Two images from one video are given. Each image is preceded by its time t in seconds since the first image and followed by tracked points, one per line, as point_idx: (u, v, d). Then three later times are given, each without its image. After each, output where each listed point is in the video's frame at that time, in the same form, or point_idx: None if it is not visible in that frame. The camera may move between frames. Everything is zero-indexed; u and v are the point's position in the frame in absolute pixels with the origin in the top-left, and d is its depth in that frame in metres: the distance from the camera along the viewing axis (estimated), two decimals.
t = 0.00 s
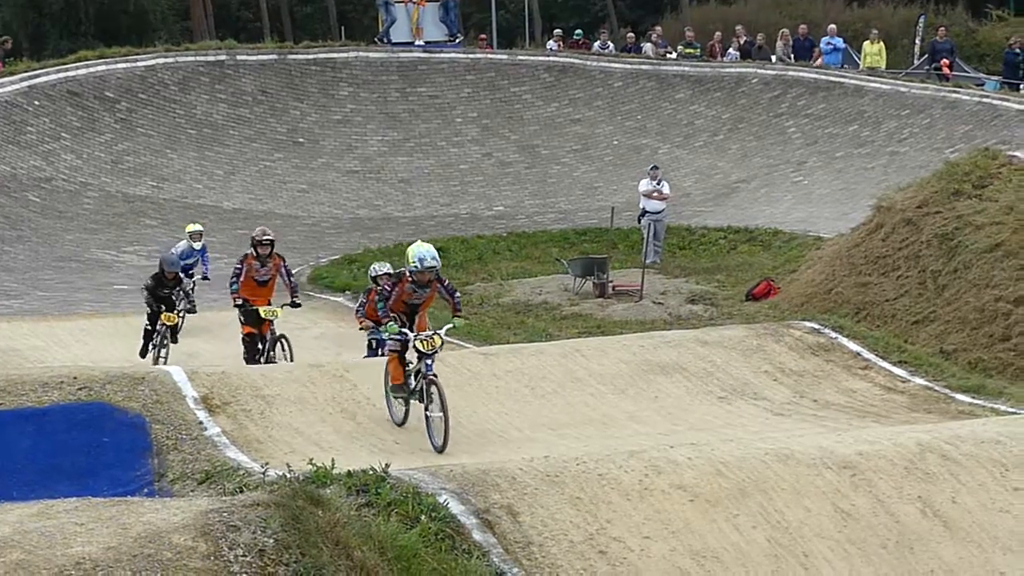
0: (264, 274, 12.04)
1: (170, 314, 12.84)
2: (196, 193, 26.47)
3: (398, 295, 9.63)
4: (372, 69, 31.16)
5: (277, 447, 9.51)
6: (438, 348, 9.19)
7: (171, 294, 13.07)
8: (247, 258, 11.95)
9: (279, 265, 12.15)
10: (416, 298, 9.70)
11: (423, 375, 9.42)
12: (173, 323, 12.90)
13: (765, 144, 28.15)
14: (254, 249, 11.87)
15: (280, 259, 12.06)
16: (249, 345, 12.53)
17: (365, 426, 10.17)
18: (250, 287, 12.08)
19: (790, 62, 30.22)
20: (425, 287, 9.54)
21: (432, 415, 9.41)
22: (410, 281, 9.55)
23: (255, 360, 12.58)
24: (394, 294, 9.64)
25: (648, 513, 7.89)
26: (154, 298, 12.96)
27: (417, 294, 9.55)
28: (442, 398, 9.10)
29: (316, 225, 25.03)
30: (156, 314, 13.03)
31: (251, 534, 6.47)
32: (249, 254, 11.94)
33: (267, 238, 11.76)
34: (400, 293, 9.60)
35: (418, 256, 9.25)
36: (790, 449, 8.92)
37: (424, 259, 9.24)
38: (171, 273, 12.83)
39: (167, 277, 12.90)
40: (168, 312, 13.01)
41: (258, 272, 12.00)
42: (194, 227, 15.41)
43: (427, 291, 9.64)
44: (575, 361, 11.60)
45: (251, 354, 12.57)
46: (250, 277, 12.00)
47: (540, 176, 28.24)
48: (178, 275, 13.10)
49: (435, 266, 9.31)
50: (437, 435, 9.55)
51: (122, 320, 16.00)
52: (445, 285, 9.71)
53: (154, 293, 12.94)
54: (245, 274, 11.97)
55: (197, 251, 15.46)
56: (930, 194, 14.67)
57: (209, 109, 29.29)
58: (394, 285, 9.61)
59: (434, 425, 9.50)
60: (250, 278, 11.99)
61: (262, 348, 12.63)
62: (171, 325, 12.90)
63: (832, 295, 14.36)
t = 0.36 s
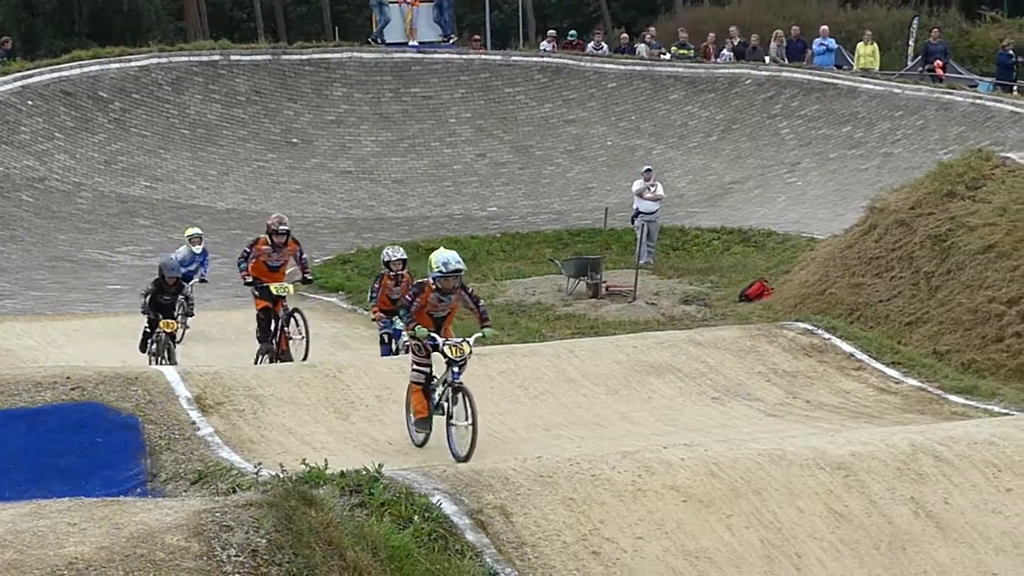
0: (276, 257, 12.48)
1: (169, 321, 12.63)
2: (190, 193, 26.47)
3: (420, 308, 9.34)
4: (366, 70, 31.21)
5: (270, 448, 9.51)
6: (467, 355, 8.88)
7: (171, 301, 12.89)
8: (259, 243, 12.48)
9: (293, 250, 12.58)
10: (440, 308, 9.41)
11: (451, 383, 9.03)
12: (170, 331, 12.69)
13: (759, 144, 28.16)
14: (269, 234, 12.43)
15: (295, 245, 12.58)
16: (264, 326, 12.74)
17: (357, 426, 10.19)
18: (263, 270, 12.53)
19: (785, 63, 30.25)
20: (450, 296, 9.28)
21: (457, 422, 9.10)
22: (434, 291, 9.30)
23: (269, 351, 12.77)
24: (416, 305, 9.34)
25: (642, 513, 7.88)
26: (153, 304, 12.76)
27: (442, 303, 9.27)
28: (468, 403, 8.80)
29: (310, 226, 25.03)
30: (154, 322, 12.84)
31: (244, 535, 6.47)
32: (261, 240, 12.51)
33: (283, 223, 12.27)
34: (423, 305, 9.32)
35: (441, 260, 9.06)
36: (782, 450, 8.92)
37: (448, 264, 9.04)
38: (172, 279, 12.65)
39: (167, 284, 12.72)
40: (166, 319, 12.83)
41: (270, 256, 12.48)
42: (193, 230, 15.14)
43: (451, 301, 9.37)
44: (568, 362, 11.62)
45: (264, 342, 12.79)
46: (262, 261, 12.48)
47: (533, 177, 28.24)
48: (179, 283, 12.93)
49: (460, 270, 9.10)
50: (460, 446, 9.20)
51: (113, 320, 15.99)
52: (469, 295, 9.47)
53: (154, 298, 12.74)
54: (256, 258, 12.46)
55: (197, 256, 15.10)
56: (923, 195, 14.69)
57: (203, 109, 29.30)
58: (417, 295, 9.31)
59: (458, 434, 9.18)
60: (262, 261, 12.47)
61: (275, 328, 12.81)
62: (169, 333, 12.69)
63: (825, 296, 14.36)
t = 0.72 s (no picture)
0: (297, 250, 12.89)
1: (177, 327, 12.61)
2: (189, 192, 26.46)
3: (454, 307, 9.11)
4: (365, 69, 31.22)
5: (270, 447, 9.51)
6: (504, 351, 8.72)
7: (180, 307, 12.88)
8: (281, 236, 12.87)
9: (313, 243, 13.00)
10: (473, 306, 9.20)
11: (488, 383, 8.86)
12: (176, 340, 12.72)
13: (758, 143, 28.16)
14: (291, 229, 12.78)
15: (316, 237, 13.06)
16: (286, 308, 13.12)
17: (357, 425, 10.20)
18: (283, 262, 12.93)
19: (783, 61, 30.26)
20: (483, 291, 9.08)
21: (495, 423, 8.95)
22: (466, 288, 9.09)
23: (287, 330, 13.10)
24: (449, 303, 9.10)
25: (641, 512, 7.87)
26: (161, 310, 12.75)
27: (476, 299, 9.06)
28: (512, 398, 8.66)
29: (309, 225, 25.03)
30: (161, 327, 12.90)
31: (244, 534, 6.46)
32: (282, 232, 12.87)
33: (307, 219, 12.64)
34: (455, 304, 9.10)
35: (472, 254, 8.87)
36: (782, 447, 8.92)
37: (479, 256, 8.85)
38: (179, 285, 12.66)
39: (175, 289, 12.73)
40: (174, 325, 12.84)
41: (290, 249, 12.89)
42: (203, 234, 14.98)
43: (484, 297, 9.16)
44: (568, 361, 11.62)
45: (282, 323, 13.16)
46: (283, 253, 12.92)
47: (533, 175, 28.22)
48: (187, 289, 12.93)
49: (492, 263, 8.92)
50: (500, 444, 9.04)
51: (113, 319, 16.00)
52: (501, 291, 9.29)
53: (163, 304, 12.75)
54: (277, 252, 12.88)
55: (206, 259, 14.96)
56: (922, 193, 14.69)
57: (202, 109, 29.30)
58: (450, 292, 9.08)
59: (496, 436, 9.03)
60: (282, 253, 12.90)
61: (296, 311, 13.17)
62: (175, 341, 12.72)
63: (825, 294, 14.36)
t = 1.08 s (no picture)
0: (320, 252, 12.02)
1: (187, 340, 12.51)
2: (187, 193, 26.45)
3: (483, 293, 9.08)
4: (362, 69, 31.22)
5: (268, 448, 9.52)
6: (537, 342, 8.72)
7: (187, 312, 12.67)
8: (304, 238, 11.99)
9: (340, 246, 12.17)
10: (502, 293, 9.14)
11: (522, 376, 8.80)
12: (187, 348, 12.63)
13: (756, 143, 28.16)
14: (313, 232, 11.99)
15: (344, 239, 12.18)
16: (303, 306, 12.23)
17: (355, 426, 10.20)
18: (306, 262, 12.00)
19: (781, 62, 30.28)
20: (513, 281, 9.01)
21: (536, 414, 8.76)
22: (496, 276, 9.03)
23: (309, 326, 12.18)
24: (478, 289, 9.07)
25: (638, 513, 7.87)
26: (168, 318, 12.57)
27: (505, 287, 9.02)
28: (551, 385, 8.42)
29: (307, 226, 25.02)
30: (169, 336, 12.67)
31: (241, 536, 6.45)
32: (304, 234, 12.01)
33: (330, 226, 11.90)
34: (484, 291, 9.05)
35: (507, 248, 8.73)
36: (780, 449, 8.92)
37: (517, 251, 8.71)
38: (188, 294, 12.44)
39: (184, 297, 12.49)
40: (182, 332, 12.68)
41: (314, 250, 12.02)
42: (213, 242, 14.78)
43: (514, 286, 9.12)
44: (565, 362, 11.62)
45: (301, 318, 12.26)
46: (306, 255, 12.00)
47: (530, 176, 28.22)
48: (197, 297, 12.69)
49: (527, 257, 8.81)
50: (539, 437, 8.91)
51: (110, 321, 15.99)
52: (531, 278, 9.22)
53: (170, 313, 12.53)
54: (298, 253, 11.98)
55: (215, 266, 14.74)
56: (920, 194, 14.70)
57: (199, 109, 29.30)
58: (479, 278, 9.03)
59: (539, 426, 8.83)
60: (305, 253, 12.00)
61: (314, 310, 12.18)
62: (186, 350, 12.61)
63: (823, 295, 14.36)
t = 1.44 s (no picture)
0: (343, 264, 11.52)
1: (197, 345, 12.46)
2: (184, 193, 26.46)
3: (514, 288, 9.09)
4: (360, 69, 31.23)
5: (265, 448, 9.53)
6: (563, 330, 8.60)
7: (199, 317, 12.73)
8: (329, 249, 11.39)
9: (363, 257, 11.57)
10: (534, 289, 9.12)
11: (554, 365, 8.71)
12: (199, 355, 12.49)
13: (753, 143, 28.17)
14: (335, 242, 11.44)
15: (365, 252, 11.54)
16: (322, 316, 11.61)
17: (352, 426, 10.22)
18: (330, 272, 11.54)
19: (779, 62, 30.29)
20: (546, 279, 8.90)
21: (571, 402, 8.67)
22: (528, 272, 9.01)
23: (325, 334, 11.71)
24: (507, 285, 9.09)
25: (636, 513, 7.87)
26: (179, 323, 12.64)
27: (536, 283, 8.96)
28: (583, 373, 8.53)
29: (304, 226, 25.02)
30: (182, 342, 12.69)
31: (239, 535, 6.44)
32: (329, 246, 11.42)
33: (354, 238, 11.31)
34: (515, 286, 9.06)
35: (545, 251, 8.45)
36: (777, 448, 8.91)
37: (555, 256, 8.44)
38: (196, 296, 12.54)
39: (192, 301, 12.61)
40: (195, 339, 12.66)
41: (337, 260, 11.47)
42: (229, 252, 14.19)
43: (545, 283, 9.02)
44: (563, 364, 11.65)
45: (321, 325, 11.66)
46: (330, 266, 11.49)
47: (528, 176, 28.22)
48: (207, 303, 12.83)
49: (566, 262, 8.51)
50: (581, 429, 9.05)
51: (106, 320, 15.98)
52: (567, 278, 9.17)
53: (180, 317, 12.63)
54: (324, 264, 11.45)
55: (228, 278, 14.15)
56: (917, 194, 14.72)
57: (196, 110, 29.30)
58: (509, 273, 9.06)
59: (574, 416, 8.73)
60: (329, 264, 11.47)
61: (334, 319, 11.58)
62: (198, 357, 12.47)
63: (820, 295, 14.36)
